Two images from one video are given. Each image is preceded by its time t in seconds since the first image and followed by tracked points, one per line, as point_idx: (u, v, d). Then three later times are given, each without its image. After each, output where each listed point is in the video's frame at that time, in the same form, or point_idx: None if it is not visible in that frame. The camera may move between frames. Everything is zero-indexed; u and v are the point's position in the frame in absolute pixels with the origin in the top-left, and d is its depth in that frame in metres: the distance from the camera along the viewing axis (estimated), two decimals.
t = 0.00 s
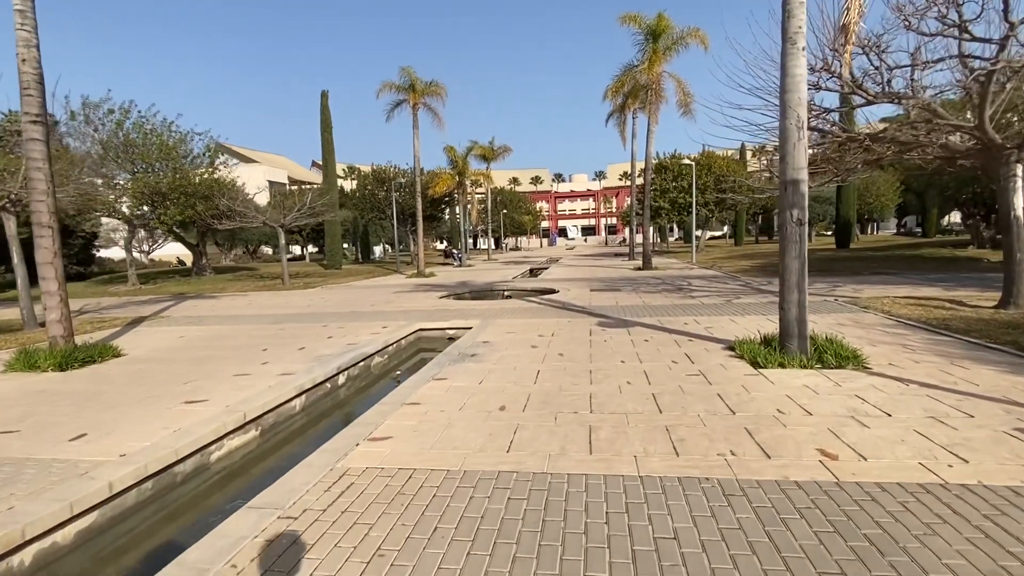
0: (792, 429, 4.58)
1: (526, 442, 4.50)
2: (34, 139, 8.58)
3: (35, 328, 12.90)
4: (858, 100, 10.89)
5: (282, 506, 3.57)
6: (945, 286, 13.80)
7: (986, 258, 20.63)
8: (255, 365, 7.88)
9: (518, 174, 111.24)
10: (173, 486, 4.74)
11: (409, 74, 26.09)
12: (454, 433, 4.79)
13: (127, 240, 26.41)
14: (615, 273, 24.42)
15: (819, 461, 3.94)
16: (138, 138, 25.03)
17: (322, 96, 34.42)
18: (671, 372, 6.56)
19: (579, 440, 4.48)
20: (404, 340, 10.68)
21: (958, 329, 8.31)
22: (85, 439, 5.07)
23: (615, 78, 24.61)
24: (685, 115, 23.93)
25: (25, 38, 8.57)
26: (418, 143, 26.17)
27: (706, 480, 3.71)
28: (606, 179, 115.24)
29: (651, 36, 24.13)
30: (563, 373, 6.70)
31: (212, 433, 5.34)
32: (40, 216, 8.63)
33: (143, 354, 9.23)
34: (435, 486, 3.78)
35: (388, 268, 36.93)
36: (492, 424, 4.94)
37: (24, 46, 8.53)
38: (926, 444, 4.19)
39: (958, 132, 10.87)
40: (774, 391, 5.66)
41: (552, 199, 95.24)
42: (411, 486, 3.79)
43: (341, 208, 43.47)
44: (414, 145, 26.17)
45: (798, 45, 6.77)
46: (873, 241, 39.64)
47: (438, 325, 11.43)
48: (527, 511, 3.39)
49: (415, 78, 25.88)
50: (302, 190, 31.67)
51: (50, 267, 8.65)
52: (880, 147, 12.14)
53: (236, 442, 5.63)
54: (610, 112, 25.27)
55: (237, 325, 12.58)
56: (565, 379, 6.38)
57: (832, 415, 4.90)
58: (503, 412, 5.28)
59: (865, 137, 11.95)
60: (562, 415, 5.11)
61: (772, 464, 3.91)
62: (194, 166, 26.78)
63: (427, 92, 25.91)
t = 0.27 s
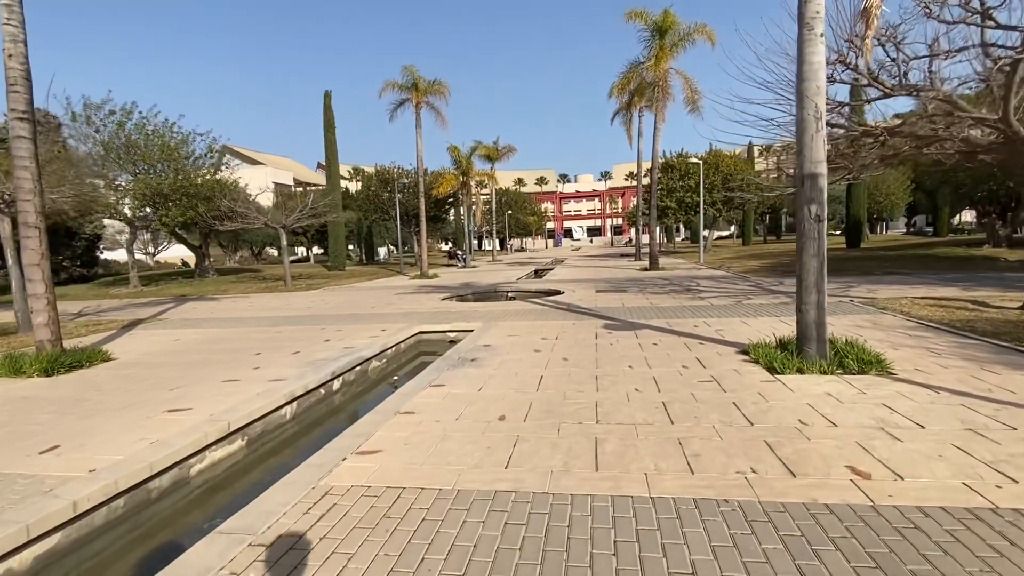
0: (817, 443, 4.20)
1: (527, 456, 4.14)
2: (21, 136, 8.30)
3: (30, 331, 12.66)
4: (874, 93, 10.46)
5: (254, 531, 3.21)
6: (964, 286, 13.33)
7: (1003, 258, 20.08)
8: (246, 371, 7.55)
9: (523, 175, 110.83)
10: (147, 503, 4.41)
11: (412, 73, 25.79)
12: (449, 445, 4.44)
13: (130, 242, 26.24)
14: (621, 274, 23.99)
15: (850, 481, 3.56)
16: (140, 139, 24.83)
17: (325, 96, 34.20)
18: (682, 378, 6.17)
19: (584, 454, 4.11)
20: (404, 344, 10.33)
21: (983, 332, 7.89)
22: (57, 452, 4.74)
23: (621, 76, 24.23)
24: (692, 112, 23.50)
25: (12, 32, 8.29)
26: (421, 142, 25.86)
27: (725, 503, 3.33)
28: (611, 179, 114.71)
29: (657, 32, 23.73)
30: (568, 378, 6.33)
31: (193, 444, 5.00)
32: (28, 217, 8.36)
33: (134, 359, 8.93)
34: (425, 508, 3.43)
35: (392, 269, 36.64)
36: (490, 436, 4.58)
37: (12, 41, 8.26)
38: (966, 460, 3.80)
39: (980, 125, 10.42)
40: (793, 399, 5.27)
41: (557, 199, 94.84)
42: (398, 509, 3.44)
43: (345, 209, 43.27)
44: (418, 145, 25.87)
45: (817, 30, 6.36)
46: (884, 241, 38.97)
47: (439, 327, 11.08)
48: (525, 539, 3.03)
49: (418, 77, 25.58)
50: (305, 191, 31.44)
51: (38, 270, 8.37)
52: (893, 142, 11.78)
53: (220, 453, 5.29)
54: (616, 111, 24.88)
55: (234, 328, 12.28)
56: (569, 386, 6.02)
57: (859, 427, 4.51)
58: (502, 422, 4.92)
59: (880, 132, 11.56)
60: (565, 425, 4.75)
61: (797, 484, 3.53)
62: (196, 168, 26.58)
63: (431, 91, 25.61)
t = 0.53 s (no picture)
0: (852, 468, 3.80)
1: (532, 483, 3.75)
2: (8, 138, 7.99)
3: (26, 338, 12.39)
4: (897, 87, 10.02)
5: None
6: (987, 286, 12.83)
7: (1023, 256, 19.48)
8: (237, 382, 7.21)
9: (529, 175, 110.44)
10: (120, 532, 4.05)
11: (415, 72, 25.47)
12: (447, 469, 4.06)
13: (133, 246, 26.07)
14: (629, 275, 23.52)
15: (895, 515, 3.16)
16: (143, 142, 24.63)
17: (328, 98, 33.97)
18: (698, 389, 5.76)
19: (594, 481, 3.73)
20: (404, 350, 9.98)
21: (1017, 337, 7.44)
22: (26, 475, 4.40)
23: (628, 73, 23.79)
24: (700, 110, 23.03)
25: None
26: (425, 143, 25.54)
27: (755, 542, 2.94)
28: (618, 179, 114.11)
29: (665, 29, 23.29)
30: (575, 390, 5.94)
31: (174, 465, 4.65)
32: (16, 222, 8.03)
33: (126, 367, 8.61)
34: (416, 548, 3.05)
35: (397, 271, 36.35)
36: (491, 457, 4.21)
37: None
38: None
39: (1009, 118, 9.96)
40: (821, 415, 4.86)
41: (563, 199, 94.34)
42: (387, 548, 3.06)
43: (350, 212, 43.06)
44: (422, 146, 25.54)
45: (841, 15, 5.93)
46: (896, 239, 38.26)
47: (442, 333, 10.71)
48: None
49: (422, 77, 25.24)
50: (309, 193, 31.19)
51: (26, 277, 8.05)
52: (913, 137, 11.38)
53: (203, 474, 4.94)
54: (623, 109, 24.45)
55: (232, 334, 11.96)
56: (576, 398, 5.64)
57: (898, 449, 4.09)
58: (504, 441, 4.54)
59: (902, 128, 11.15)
60: (574, 445, 4.37)
61: (836, 518, 3.13)
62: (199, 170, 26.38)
63: (434, 91, 25.27)
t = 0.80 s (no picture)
0: (890, 489, 3.41)
1: (533, 505, 3.39)
2: None
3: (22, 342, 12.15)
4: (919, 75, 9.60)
5: None
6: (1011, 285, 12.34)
7: None
8: (228, 389, 6.89)
9: (535, 175, 110.04)
10: (86, 556, 3.72)
11: (419, 71, 25.17)
12: (440, 487, 3.71)
13: (137, 248, 25.94)
14: (638, 275, 23.10)
15: (946, 546, 2.77)
16: (146, 143, 24.49)
17: (333, 98, 33.77)
18: (714, 397, 5.37)
19: (603, 503, 3.36)
20: (405, 354, 9.63)
21: None
22: None
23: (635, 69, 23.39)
24: (709, 106, 22.56)
25: None
26: (429, 142, 25.23)
27: None
28: (624, 178, 113.45)
29: (672, 23, 22.86)
30: (581, 398, 5.56)
31: (150, 481, 4.32)
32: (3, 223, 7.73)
33: (116, 373, 8.32)
34: None
35: (402, 272, 36.09)
36: (489, 475, 3.85)
37: None
38: None
39: None
40: (849, 426, 4.46)
41: (570, 199, 93.86)
42: None
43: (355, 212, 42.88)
44: (426, 145, 25.24)
45: None
46: (910, 236, 37.57)
47: (444, 335, 10.36)
48: None
49: (425, 76, 24.93)
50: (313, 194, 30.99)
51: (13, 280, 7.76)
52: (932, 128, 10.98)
53: (182, 490, 4.61)
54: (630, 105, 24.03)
55: (230, 337, 11.68)
56: (583, 407, 5.26)
57: (940, 466, 3.69)
58: (504, 455, 4.18)
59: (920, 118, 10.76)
60: (580, 461, 4.00)
61: (878, 550, 2.76)
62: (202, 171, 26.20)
63: (438, 89, 24.95)
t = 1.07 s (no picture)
0: (929, 522, 3.02)
1: (526, 539, 3.03)
2: None
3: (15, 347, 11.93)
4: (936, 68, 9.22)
5: None
6: None
7: None
8: (213, 399, 6.57)
9: (540, 176, 109.74)
10: None
11: (421, 70, 24.83)
12: (424, 517, 3.35)
13: (138, 250, 25.78)
14: (644, 276, 22.69)
15: None
16: (146, 145, 24.36)
17: (335, 99, 33.57)
18: (726, 410, 4.99)
19: (603, 538, 3.00)
20: (402, 360, 9.29)
21: None
22: None
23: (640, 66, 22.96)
24: (717, 103, 22.13)
25: None
26: (432, 142, 24.90)
27: None
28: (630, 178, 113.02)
29: (678, 20, 22.43)
30: (583, 411, 5.19)
31: (114, 507, 3.98)
32: None
33: (101, 381, 8.03)
34: None
35: (406, 274, 35.83)
36: (479, 502, 3.50)
37: None
38: None
39: None
40: (876, 444, 4.07)
41: (575, 199, 93.42)
42: None
43: (359, 214, 42.66)
44: (429, 145, 24.92)
45: None
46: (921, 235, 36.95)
47: (443, 340, 10.01)
48: None
49: (428, 75, 24.63)
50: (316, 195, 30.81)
51: None
52: (945, 122, 10.62)
53: (151, 513, 4.28)
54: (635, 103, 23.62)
55: (225, 342, 11.38)
56: (585, 421, 4.90)
57: (982, 493, 3.30)
58: (495, 478, 3.81)
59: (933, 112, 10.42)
60: (579, 486, 3.63)
61: None
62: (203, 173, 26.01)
63: (441, 89, 24.62)
